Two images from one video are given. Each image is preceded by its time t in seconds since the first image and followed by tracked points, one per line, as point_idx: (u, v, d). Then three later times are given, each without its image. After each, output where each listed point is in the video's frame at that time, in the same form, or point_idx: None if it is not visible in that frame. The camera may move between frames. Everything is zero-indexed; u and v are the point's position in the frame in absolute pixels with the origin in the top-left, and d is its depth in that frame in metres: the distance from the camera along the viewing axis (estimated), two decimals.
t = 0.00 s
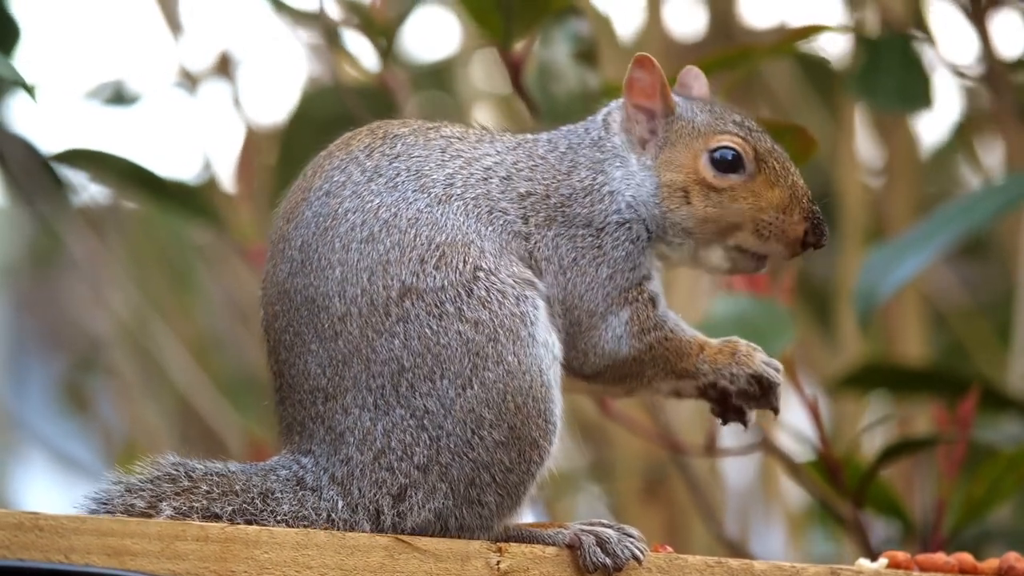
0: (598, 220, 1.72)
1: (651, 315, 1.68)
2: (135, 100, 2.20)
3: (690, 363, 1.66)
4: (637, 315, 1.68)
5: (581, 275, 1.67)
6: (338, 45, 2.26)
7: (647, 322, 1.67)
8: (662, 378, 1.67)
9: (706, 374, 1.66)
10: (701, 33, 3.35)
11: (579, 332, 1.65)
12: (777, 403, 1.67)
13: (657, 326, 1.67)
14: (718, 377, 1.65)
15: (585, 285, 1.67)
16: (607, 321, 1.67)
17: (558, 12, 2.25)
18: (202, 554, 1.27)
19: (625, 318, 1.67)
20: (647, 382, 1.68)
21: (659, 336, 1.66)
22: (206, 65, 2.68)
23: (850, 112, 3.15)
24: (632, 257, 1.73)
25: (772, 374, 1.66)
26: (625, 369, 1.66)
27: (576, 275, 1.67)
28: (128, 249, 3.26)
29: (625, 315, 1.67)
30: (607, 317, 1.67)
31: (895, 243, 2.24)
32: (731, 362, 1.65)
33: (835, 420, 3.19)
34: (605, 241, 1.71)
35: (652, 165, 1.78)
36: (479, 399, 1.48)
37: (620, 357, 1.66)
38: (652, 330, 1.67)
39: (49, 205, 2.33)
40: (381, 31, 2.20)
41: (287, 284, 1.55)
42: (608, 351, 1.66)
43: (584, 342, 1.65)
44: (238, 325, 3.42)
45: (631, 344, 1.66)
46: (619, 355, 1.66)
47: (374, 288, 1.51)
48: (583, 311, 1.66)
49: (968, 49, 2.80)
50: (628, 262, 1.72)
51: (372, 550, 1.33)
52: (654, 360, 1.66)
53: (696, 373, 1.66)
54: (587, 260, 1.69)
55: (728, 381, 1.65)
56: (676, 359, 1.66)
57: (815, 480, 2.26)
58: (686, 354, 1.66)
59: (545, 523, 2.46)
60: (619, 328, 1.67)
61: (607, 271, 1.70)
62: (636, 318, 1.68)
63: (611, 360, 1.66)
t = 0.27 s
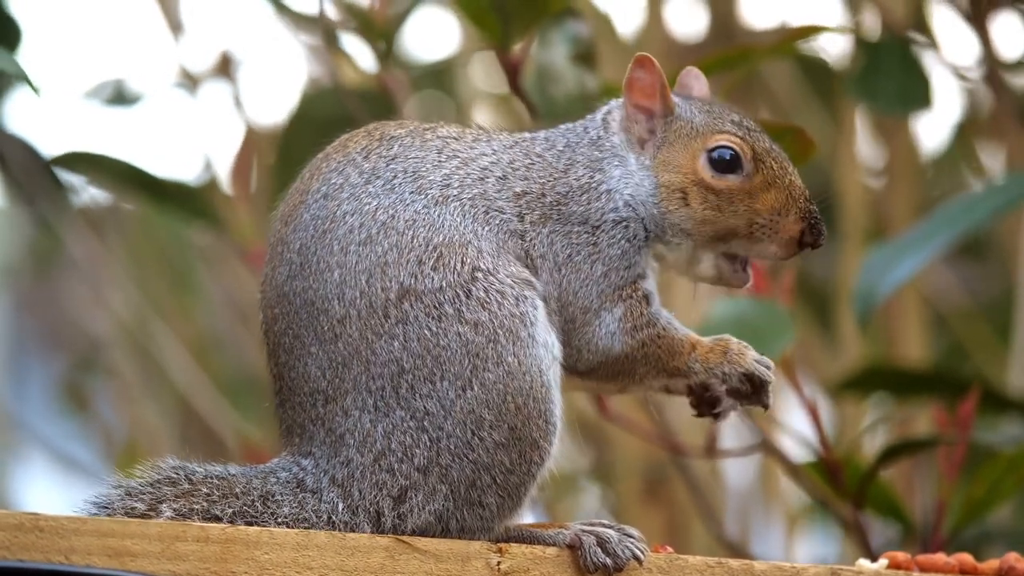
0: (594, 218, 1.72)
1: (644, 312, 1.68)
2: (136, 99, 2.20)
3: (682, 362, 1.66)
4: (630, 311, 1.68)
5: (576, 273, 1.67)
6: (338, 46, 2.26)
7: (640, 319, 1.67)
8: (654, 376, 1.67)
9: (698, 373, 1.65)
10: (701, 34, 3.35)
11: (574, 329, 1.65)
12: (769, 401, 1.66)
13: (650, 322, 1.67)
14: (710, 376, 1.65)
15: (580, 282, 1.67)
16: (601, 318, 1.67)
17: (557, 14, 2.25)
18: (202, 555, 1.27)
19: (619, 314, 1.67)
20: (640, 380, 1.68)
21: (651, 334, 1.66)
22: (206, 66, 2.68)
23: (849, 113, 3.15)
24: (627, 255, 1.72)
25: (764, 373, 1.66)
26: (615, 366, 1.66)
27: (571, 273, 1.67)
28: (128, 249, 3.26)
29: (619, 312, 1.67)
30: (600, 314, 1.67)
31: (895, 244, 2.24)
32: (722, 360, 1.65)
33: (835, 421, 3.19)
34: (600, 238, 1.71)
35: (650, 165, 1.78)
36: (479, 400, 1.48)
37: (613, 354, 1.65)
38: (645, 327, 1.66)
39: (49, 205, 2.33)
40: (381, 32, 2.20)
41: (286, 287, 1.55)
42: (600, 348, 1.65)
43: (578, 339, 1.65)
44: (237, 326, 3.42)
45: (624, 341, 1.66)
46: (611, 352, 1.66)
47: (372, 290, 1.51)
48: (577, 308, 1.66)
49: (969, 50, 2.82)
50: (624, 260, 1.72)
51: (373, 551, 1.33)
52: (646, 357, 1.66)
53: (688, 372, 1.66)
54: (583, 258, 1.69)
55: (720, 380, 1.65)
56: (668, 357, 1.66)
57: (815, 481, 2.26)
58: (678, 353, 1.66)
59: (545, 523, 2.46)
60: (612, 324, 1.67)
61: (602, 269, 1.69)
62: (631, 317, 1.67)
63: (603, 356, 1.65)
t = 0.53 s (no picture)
0: (593, 219, 1.72)
1: (643, 313, 1.68)
2: (138, 99, 2.21)
3: (679, 363, 1.65)
4: (629, 312, 1.68)
5: (574, 273, 1.67)
6: (338, 49, 2.26)
7: (639, 320, 1.67)
8: (651, 377, 1.66)
9: (696, 375, 1.65)
10: (702, 35, 3.35)
11: (572, 329, 1.65)
12: (762, 406, 1.67)
13: (648, 324, 1.67)
14: (708, 379, 1.65)
15: (578, 283, 1.67)
16: (599, 318, 1.67)
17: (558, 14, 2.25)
18: (202, 556, 1.27)
19: (617, 315, 1.67)
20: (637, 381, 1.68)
21: (650, 334, 1.66)
22: (207, 66, 2.68)
23: (849, 114, 3.15)
24: (626, 256, 1.72)
25: (760, 378, 1.65)
26: (614, 368, 1.66)
27: (570, 274, 1.67)
28: (128, 251, 3.26)
29: (617, 313, 1.67)
30: (599, 314, 1.67)
31: (895, 246, 2.24)
32: (720, 364, 1.64)
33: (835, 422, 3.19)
34: (599, 239, 1.71)
35: (649, 167, 1.78)
36: (478, 401, 1.48)
37: (611, 355, 1.65)
38: (643, 328, 1.66)
39: (49, 205, 2.33)
40: (381, 33, 2.20)
41: (286, 288, 1.55)
42: (599, 349, 1.65)
43: (576, 340, 1.65)
44: (238, 327, 3.42)
45: (623, 341, 1.66)
46: (609, 353, 1.65)
47: (372, 291, 1.51)
48: (576, 308, 1.66)
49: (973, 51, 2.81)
50: (623, 261, 1.72)
51: (373, 552, 1.33)
52: (643, 358, 1.66)
53: (685, 374, 1.65)
54: (581, 258, 1.69)
55: (718, 383, 1.65)
56: (665, 358, 1.66)
57: (815, 482, 2.26)
58: (675, 354, 1.66)
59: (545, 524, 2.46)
60: (611, 325, 1.67)
61: (601, 270, 1.69)
62: (629, 317, 1.67)
63: (601, 357, 1.65)
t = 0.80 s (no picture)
0: (592, 222, 1.72)
1: (643, 316, 1.68)
2: (139, 98, 2.20)
3: (678, 367, 1.65)
4: (629, 315, 1.68)
5: (574, 275, 1.67)
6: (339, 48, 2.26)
7: (639, 323, 1.68)
8: (650, 380, 1.66)
9: (694, 378, 1.65)
10: (702, 35, 3.35)
11: (572, 331, 1.65)
12: (758, 411, 1.67)
13: (648, 327, 1.67)
14: (706, 382, 1.64)
15: (578, 285, 1.67)
16: (600, 321, 1.67)
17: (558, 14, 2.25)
18: (201, 557, 1.27)
19: (617, 317, 1.68)
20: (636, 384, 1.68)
21: (650, 337, 1.66)
22: (207, 65, 2.68)
23: (850, 115, 3.15)
24: (625, 258, 1.72)
25: (758, 384, 1.65)
26: (614, 370, 1.66)
27: (570, 276, 1.67)
28: (128, 251, 3.26)
29: (617, 316, 1.68)
30: (599, 317, 1.67)
31: (894, 246, 2.24)
32: (719, 368, 1.64)
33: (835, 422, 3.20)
34: (599, 242, 1.71)
35: (648, 169, 1.78)
36: (478, 402, 1.48)
37: (611, 357, 1.66)
38: (643, 331, 1.67)
39: (50, 206, 2.33)
40: (382, 32, 2.20)
41: (286, 289, 1.55)
42: (599, 351, 1.65)
43: (576, 343, 1.65)
44: (238, 328, 3.42)
45: (623, 345, 1.66)
46: (609, 356, 1.66)
47: (371, 292, 1.51)
48: (576, 311, 1.66)
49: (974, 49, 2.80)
50: (623, 263, 1.72)
51: (372, 553, 1.33)
52: (643, 361, 1.66)
53: (684, 376, 1.65)
54: (581, 261, 1.69)
55: (715, 388, 1.64)
56: (665, 361, 1.66)
57: (815, 482, 2.26)
58: (674, 357, 1.66)
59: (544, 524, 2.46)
60: (611, 328, 1.67)
61: (600, 273, 1.69)
62: (628, 320, 1.68)
63: (601, 359, 1.65)
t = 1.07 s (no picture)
0: (594, 227, 1.72)
1: (646, 325, 1.68)
2: (141, 99, 2.20)
3: (682, 374, 1.67)
4: (631, 325, 1.68)
5: (575, 281, 1.67)
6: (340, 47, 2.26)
7: (641, 332, 1.68)
8: (653, 389, 1.68)
9: (698, 386, 1.66)
10: (702, 35, 3.36)
11: (574, 338, 1.65)
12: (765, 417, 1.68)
13: (651, 335, 1.68)
14: (710, 390, 1.66)
15: (580, 293, 1.67)
16: (602, 330, 1.67)
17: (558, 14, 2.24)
18: (201, 558, 1.27)
19: (620, 327, 1.68)
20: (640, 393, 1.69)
21: (652, 346, 1.67)
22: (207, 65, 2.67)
23: (851, 115, 3.15)
24: (631, 266, 1.72)
25: (763, 391, 1.66)
26: (617, 380, 1.67)
27: (571, 284, 1.67)
28: (128, 252, 3.26)
29: (620, 325, 1.68)
30: (602, 326, 1.67)
31: (893, 247, 2.24)
32: (723, 377, 1.65)
33: (835, 423, 3.20)
34: (601, 248, 1.71)
35: (649, 172, 1.78)
36: (477, 403, 1.48)
37: (613, 367, 1.66)
38: (646, 340, 1.67)
39: (50, 208, 2.33)
40: (383, 32, 2.20)
41: (284, 290, 1.55)
42: (601, 359, 1.66)
43: (579, 351, 1.65)
44: (238, 328, 3.42)
45: (625, 354, 1.66)
46: (611, 364, 1.66)
47: (370, 292, 1.51)
48: (578, 319, 1.66)
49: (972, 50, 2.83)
50: (626, 269, 1.72)
51: (372, 554, 1.33)
52: (647, 372, 1.67)
53: (689, 384, 1.67)
54: (583, 268, 1.69)
55: (720, 395, 1.66)
56: (668, 369, 1.67)
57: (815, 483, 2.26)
58: (678, 365, 1.67)
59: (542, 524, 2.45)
60: (614, 337, 1.67)
61: (603, 279, 1.69)
62: (631, 326, 1.68)
63: (603, 368, 1.66)
